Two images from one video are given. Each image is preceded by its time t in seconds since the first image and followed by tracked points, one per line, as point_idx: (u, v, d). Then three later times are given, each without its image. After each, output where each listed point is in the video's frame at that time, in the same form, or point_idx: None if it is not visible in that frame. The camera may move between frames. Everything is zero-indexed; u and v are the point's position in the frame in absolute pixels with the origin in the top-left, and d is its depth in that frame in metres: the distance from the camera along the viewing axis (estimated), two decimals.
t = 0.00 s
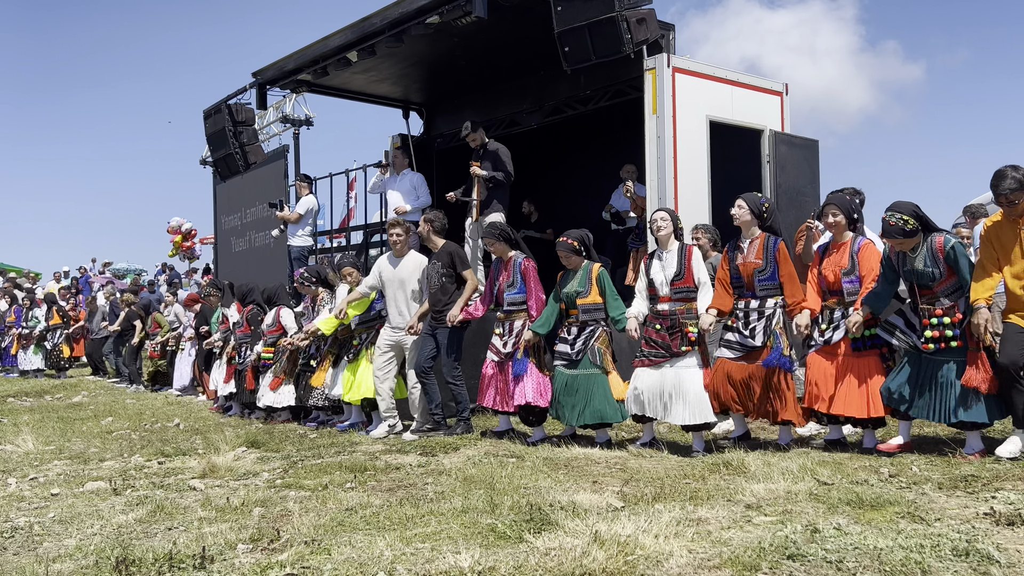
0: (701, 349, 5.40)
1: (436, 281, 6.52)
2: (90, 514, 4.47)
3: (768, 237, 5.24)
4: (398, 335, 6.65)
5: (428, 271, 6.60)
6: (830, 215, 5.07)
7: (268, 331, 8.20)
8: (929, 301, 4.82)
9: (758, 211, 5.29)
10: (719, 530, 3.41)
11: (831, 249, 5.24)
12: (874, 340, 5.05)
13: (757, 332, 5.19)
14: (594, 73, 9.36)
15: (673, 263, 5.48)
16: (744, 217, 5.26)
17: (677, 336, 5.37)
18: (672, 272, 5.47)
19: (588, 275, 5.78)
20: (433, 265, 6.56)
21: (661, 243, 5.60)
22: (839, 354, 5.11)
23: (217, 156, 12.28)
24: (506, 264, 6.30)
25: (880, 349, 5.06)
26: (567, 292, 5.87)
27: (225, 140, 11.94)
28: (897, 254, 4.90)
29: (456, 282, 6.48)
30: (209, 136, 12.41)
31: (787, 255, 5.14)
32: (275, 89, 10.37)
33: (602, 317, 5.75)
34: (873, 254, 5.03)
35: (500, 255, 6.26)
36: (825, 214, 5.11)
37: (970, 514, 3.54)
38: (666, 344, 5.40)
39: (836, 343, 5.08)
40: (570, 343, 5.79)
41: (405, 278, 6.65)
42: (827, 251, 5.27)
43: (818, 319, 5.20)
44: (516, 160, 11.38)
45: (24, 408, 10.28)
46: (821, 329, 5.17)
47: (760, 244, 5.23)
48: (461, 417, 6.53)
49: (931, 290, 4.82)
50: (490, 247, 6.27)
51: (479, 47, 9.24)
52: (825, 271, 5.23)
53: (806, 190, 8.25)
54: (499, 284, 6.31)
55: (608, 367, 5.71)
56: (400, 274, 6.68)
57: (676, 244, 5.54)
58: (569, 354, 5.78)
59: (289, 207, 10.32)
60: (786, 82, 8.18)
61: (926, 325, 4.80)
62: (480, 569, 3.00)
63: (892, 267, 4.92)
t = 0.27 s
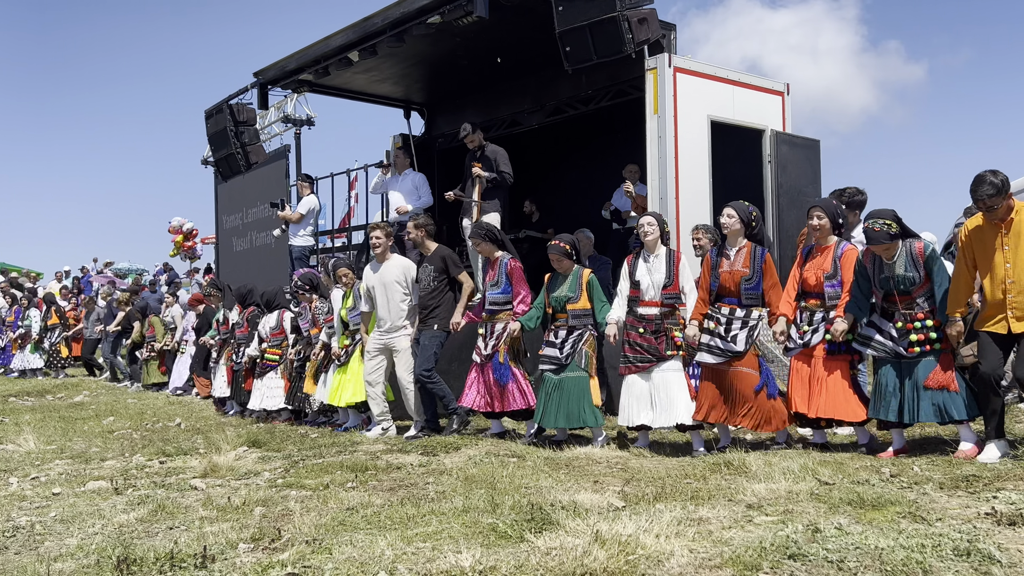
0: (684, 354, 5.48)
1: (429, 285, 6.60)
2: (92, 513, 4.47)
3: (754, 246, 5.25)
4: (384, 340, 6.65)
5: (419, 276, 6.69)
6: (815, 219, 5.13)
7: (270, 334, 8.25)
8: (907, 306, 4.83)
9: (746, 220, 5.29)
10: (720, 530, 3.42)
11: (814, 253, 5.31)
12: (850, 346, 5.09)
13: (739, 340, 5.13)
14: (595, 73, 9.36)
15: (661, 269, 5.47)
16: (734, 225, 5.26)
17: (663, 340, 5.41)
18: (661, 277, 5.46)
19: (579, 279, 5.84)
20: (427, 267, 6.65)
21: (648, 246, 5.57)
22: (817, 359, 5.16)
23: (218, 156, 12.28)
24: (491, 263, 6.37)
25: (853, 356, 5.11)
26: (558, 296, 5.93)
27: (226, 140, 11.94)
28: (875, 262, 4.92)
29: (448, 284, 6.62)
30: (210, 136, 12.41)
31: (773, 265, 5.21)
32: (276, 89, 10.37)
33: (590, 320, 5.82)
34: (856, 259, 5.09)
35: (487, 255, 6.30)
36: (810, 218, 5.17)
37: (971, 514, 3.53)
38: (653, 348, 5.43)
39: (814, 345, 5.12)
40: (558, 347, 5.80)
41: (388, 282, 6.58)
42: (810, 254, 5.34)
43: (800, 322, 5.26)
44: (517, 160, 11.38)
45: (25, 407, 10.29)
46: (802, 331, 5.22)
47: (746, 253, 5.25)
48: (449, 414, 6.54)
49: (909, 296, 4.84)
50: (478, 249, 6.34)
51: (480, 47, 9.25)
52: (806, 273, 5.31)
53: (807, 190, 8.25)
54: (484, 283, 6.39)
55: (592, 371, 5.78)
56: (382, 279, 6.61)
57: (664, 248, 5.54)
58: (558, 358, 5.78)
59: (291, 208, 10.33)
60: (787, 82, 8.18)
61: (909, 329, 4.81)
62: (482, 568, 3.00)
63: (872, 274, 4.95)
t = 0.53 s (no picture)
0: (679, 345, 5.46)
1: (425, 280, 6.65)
2: (96, 513, 4.48)
3: (746, 240, 5.28)
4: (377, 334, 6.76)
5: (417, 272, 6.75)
6: (807, 210, 5.23)
7: (269, 326, 8.23)
8: (899, 299, 4.86)
9: (739, 214, 5.32)
10: (724, 530, 3.41)
11: (806, 246, 5.38)
12: (853, 337, 5.09)
13: (739, 332, 5.19)
14: (599, 73, 9.36)
15: (656, 259, 5.46)
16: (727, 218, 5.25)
17: (659, 330, 5.37)
18: (655, 268, 5.45)
19: (574, 271, 5.91)
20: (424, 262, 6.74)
21: (642, 238, 5.57)
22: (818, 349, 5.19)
23: (222, 156, 12.29)
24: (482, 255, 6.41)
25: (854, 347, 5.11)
26: (555, 292, 5.93)
27: (231, 140, 11.94)
28: (865, 257, 4.96)
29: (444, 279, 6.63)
30: (215, 136, 12.42)
31: (766, 258, 5.26)
32: (280, 89, 10.38)
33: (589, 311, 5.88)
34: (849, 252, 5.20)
35: (477, 247, 6.35)
36: (801, 210, 5.28)
37: (976, 515, 3.53)
38: (650, 338, 5.37)
39: (819, 338, 5.20)
40: (561, 339, 5.84)
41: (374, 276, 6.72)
42: (801, 248, 5.41)
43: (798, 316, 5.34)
44: (521, 160, 11.39)
45: (29, 407, 10.31)
46: (805, 326, 5.29)
47: (739, 245, 5.27)
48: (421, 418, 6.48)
49: (901, 288, 4.87)
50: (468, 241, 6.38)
51: (484, 47, 9.25)
52: (801, 268, 5.34)
53: (811, 190, 8.24)
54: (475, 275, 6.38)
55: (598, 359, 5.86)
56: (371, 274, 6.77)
57: (657, 240, 5.51)
58: (562, 349, 5.82)
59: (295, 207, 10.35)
60: (791, 82, 8.17)
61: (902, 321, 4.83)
62: (486, 568, 3.00)
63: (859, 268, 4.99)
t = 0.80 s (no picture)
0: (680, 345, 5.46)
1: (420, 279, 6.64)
2: (107, 510, 4.50)
3: (748, 239, 5.26)
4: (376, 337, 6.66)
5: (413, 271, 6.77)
6: (805, 210, 5.12)
7: (273, 328, 8.27)
8: (904, 299, 4.87)
9: (739, 213, 5.29)
10: (736, 528, 3.40)
11: (804, 245, 5.29)
12: (857, 335, 5.03)
13: (738, 334, 5.14)
14: (607, 72, 9.36)
15: (656, 259, 5.46)
16: (726, 220, 5.25)
17: (659, 330, 5.37)
18: (655, 267, 5.45)
19: (575, 270, 5.92)
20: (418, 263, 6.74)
21: (643, 238, 5.57)
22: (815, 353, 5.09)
23: (231, 156, 12.33)
24: (479, 253, 6.50)
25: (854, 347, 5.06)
26: (555, 289, 5.97)
27: (239, 139, 11.96)
28: (866, 258, 4.95)
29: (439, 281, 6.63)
30: (223, 135, 12.46)
31: (769, 256, 5.20)
32: (288, 89, 10.40)
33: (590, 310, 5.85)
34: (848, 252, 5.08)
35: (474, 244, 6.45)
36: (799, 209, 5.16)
37: (990, 514, 3.51)
38: (650, 338, 5.39)
39: (819, 337, 5.08)
40: (564, 339, 5.81)
41: (371, 274, 6.58)
42: (799, 247, 5.33)
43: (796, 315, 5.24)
44: (529, 159, 11.39)
45: (39, 406, 10.35)
46: (804, 326, 5.18)
47: (740, 246, 5.26)
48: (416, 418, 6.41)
49: (904, 288, 4.89)
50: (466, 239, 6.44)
51: (492, 46, 9.25)
52: (799, 267, 5.27)
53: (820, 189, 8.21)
54: (473, 274, 6.48)
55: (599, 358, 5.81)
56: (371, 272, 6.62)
57: (658, 239, 5.51)
58: (565, 349, 5.80)
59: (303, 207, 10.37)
60: (799, 81, 8.14)
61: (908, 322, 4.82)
62: (498, 566, 3.00)
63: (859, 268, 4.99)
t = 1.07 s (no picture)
0: (684, 348, 5.46)
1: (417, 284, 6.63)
2: (123, 510, 4.53)
3: (756, 243, 5.29)
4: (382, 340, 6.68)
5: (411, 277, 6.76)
6: (803, 213, 5.15)
7: (279, 330, 8.32)
8: (908, 304, 4.87)
9: (746, 216, 5.30)
10: (751, 529, 3.40)
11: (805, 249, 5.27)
12: (848, 340, 5.05)
13: (748, 337, 5.15)
14: (618, 72, 9.37)
15: (660, 263, 5.55)
16: (733, 225, 5.27)
17: (661, 334, 5.43)
18: (660, 270, 5.54)
19: (580, 276, 5.91)
20: (418, 270, 6.73)
21: (649, 242, 5.64)
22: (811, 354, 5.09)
23: (243, 157, 12.38)
24: (482, 256, 6.53)
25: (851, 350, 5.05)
26: (561, 292, 5.98)
27: (251, 140, 12.01)
28: (880, 259, 4.98)
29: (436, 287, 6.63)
30: (235, 136, 12.50)
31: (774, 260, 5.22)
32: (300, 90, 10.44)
33: (594, 315, 5.85)
34: (844, 252, 5.04)
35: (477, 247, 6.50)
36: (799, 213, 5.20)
37: (1005, 515, 3.49)
38: (652, 342, 5.47)
39: (809, 342, 5.10)
40: (566, 344, 5.84)
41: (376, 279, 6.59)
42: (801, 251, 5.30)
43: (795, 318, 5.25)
44: (539, 160, 11.39)
45: (53, 406, 10.43)
46: (798, 329, 5.19)
47: (748, 249, 5.29)
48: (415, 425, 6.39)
49: (911, 293, 4.87)
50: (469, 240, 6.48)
51: (503, 46, 9.26)
52: (798, 271, 5.24)
53: (832, 189, 8.18)
54: (474, 277, 6.52)
55: (601, 365, 5.76)
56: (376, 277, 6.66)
57: (664, 242, 5.59)
58: (565, 354, 5.82)
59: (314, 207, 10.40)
60: (811, 80, 8.12)
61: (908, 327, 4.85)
62: (513, 566, 3.01)
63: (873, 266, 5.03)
